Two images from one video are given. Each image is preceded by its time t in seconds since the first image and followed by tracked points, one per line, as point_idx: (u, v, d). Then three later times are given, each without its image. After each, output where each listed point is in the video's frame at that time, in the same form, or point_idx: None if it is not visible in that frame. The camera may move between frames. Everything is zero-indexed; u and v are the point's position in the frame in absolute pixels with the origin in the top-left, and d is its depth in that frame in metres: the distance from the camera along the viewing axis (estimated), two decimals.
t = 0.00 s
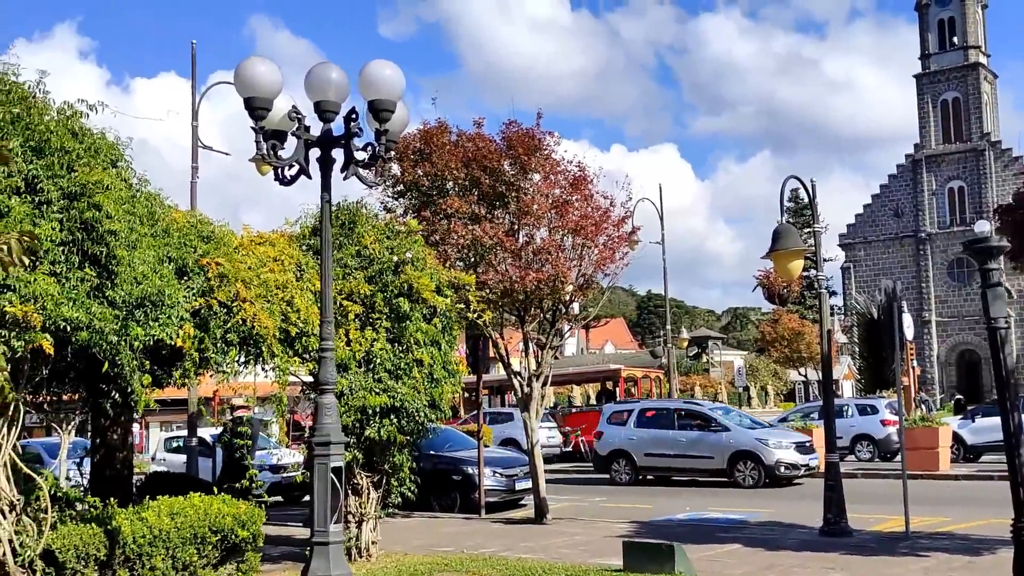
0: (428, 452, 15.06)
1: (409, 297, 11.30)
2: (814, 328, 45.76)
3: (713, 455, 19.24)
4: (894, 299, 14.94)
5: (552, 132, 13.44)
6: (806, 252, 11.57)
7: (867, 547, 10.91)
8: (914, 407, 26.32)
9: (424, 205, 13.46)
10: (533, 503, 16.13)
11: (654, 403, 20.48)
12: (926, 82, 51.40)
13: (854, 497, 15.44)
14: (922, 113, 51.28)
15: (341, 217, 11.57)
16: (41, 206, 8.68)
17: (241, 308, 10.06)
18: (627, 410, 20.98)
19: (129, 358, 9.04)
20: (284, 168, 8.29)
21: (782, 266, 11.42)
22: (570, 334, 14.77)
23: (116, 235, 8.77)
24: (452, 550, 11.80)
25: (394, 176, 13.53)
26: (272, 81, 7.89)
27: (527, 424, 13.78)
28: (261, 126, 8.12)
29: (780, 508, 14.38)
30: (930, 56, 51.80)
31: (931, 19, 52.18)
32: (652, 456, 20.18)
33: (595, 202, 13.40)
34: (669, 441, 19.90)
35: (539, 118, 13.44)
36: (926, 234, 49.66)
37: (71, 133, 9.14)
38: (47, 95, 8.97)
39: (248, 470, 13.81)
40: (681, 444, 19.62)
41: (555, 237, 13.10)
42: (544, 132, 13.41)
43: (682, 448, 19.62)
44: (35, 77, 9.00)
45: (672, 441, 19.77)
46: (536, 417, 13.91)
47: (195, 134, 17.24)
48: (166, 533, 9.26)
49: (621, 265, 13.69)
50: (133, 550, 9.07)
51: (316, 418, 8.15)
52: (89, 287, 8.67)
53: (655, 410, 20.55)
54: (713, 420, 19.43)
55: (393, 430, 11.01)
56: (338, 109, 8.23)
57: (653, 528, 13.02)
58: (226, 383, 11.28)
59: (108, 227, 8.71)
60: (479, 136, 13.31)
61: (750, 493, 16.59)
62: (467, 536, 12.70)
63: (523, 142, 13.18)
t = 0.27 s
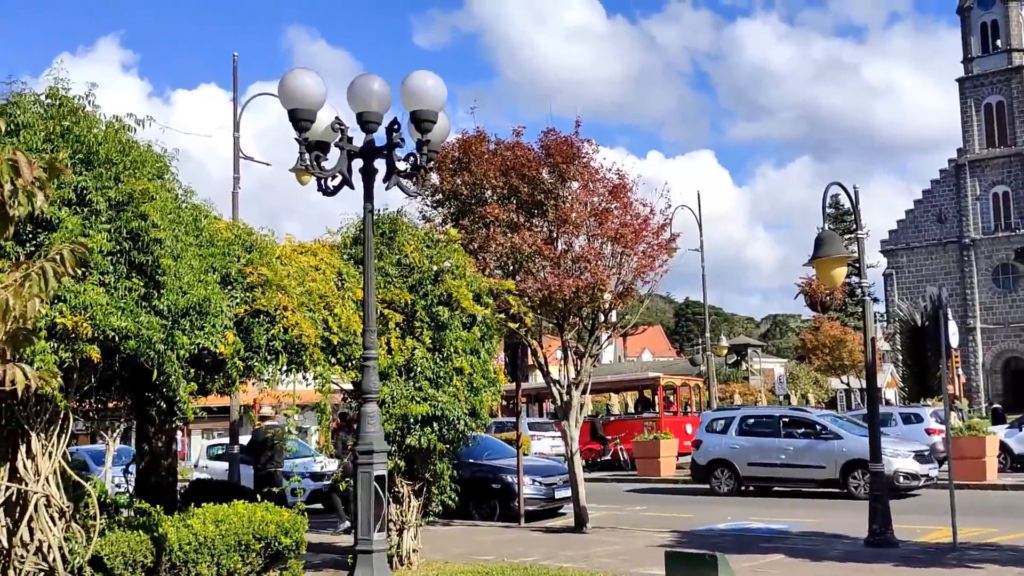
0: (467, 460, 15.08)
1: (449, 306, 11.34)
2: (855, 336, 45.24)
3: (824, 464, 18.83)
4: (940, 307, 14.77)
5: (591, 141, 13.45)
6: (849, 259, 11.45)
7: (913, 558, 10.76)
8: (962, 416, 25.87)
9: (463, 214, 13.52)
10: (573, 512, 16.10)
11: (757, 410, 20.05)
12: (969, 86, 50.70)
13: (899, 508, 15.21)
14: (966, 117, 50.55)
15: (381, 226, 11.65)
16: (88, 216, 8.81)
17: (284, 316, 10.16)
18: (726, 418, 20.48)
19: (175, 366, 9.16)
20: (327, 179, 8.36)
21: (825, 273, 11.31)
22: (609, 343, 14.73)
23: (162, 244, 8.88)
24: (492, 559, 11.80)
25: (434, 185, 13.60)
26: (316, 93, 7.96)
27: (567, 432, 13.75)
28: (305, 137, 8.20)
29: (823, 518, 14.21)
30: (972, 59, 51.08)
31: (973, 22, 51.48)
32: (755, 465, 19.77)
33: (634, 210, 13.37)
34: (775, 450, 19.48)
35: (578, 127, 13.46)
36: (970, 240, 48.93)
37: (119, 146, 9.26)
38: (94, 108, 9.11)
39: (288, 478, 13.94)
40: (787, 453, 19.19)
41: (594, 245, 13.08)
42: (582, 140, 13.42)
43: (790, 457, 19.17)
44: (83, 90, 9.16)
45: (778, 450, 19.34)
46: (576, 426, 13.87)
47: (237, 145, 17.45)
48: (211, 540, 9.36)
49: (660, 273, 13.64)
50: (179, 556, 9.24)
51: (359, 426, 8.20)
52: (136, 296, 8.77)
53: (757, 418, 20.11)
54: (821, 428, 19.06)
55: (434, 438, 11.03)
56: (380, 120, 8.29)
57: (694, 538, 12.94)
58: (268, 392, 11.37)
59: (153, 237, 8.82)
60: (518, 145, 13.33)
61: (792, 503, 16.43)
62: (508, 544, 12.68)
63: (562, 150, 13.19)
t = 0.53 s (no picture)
0: (506, 470, 15.08)
1: (488, 317, 11.36)
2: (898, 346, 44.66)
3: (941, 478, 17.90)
4: (986, 316, 14.50)
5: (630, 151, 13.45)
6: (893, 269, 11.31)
7: (960, 573, 10.57)
8: (1008, 428, 25.43)
9: (502, 225, 13.56)
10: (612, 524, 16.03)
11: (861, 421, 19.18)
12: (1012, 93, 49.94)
13: (945, 522, 14.96)
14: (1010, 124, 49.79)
15: (421, 238, 11.72)
16: (135, 230, 8.94)
17: (325, 327, 10.23)
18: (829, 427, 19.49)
19: (219, 378, 9.28)
20: (369, 192, 8.43)
21: (868, 284, 11.18)
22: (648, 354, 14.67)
23: (207, 257, 8.99)
24: (532, 570, 11.77)
25: (473, 196, 13.67)
26: (358, 106, 8.03)
27: (606, 444, 13.70)
28: (347, 150, 8.27)
29: (867, 531, 14.01)
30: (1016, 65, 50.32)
31: (1016, 27, 50.73)
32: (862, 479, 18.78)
33: (674, 221, 13.32)
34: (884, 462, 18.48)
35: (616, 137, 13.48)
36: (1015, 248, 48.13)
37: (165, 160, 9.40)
38: (141, 123, 9.24)
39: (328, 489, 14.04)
40: (902, 466, 18.21)
41: (633, 255, 13.04)
42: (621, 151, 13.43)
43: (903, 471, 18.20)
44: (130, 107, 9.30)
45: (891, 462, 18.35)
46: (615, 437, 13.82)
47: (277, 158, 17.64)
48: (254, 550, 9.38)
49: (700, 283, 13.57)
50: (222, 566, 9.27)
51: (401, 438, 8.22)
52: (181, 308, 8.88)
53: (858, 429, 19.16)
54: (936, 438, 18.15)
55: (474, 449, 11.02)
56: (421, 133, 8.34)
57: (735, 550, 12.82)
58: (307, 403, 11.47)
59: (199, 250, 8.94)
60: (556, 155, 13.46)
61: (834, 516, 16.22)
62: (548, 556, 12.65)
63: (601, 161, 13.20)
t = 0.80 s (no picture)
0: (543, 480, 15.05)
1: (524, 326, 11.36)
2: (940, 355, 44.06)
3: None
4: None
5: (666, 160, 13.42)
6: (935, 278, 11.17)
7: None
8: None
9: (539, 234, 13.56)
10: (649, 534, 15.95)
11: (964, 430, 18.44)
12: None
13: (990, 534, 14.71)
14: None
15: (458, 247, 11.76)
16: (178, 240, 9.04)
17: (362, 336, 10.29)
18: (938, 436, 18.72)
19: (258, 387, 9.38)
20: (406, 202, 8.47)
21: (910, 293, 11.04)
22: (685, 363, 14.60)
23: (247, 266, 9.05)
24: None
25: (509, 205, 13.69)
26: (396, 117, 8.08)
27: (643, 453, 13.64)
28: (385, 161, 8.31)
29: (909, 543, 13.81)
30: None
31: None
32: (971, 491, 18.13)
33: (711, 229, 13.25)
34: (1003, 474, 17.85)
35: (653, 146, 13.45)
36: None
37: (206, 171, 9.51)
38: (183, 135, 9.35)
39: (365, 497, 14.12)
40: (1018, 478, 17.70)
41: (670, 264, 12.98)
42: (658, 159, 13.40)
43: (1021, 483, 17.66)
44: (172, 119, 9.41)
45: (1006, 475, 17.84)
46: (653, 447, 13.75)
47: (315, 168, 17.79)
48: (291, 558, 9.49)
49: (738, 292, 13.49)
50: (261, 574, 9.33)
51: (438, 447, 8.23)
52: (222, 317, 8.98)
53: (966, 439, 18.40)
54: None
55: (511, 459, 11.02)
56: (458, 143, 8.37)
57: (774, 562, 12.70)
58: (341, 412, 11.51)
59: (239, 259, 9.01)
60: (592, 164, 13.37)
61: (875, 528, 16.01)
62: (585, 566, 12.60)
63: (637, 170, 13.18)
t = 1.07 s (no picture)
0: (585, 484, 15.01)
1: (567, 330, 11.34)
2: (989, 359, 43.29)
3: None
4: None
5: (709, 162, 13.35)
6: (984, 280, 10.96)
7: None
8: None
9: (581, 238, 13.54)
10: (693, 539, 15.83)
11: None
12: None
13: None
14: None
15: (500, 251, 11.78)
16: (224, 244, 9.13)
17: (405, 339, 10.36)
18: None
19: (304, 390, 9.48)
20: (450, 206, 8.49)
21: (959, 296, 10.85)
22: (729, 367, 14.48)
23: (292, 270, 9.18)
24: None
25: (551, 209, 13.68)
26: (439, 121, 8.10)
27: (686, 458, 13.55)
28: (428, 165, 8.34)
29: (959, 551, 13.56)
30: None
31: None
32: None
33: (754, 232, 13.15)
34: None
35: (695, 149, 13.40)
36: None
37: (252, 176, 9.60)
38: (228, 140, 9.45)
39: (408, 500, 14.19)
40: None
41: (713, 267, 12.89)
42: (701, 162, 13.34)
43: None
44: (218, 125, 9.52)
45: None
46: (696, 452, 13.64)
47: (357, 173, 17.93)
48: (336, 560, 9.54)
49: (782, 296, 13.35)
50: None
51: (482, 451, 8.23)
52: (267, 321, 9.07)
53: None
54: None
55: (554, 462, 10.99)
56: (502, 147, 8.38)
57: (820, 569, 12.53)
58: (382, 415, 11.56)
59: (285, 263, 9.12)
60: (634, 167, 13.40)
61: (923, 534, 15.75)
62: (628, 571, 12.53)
63: (679, 173, 13.13)
